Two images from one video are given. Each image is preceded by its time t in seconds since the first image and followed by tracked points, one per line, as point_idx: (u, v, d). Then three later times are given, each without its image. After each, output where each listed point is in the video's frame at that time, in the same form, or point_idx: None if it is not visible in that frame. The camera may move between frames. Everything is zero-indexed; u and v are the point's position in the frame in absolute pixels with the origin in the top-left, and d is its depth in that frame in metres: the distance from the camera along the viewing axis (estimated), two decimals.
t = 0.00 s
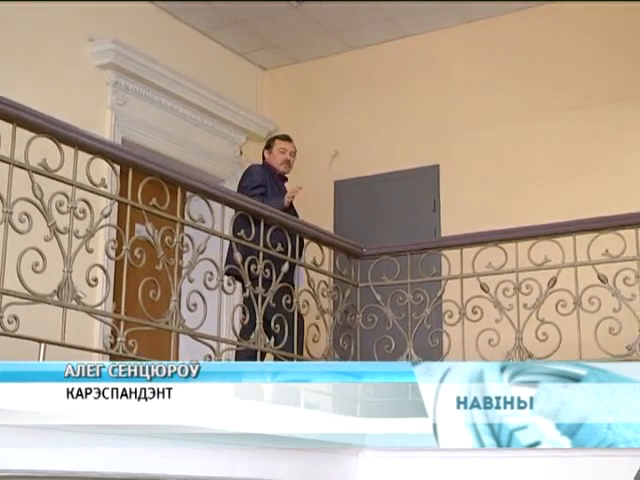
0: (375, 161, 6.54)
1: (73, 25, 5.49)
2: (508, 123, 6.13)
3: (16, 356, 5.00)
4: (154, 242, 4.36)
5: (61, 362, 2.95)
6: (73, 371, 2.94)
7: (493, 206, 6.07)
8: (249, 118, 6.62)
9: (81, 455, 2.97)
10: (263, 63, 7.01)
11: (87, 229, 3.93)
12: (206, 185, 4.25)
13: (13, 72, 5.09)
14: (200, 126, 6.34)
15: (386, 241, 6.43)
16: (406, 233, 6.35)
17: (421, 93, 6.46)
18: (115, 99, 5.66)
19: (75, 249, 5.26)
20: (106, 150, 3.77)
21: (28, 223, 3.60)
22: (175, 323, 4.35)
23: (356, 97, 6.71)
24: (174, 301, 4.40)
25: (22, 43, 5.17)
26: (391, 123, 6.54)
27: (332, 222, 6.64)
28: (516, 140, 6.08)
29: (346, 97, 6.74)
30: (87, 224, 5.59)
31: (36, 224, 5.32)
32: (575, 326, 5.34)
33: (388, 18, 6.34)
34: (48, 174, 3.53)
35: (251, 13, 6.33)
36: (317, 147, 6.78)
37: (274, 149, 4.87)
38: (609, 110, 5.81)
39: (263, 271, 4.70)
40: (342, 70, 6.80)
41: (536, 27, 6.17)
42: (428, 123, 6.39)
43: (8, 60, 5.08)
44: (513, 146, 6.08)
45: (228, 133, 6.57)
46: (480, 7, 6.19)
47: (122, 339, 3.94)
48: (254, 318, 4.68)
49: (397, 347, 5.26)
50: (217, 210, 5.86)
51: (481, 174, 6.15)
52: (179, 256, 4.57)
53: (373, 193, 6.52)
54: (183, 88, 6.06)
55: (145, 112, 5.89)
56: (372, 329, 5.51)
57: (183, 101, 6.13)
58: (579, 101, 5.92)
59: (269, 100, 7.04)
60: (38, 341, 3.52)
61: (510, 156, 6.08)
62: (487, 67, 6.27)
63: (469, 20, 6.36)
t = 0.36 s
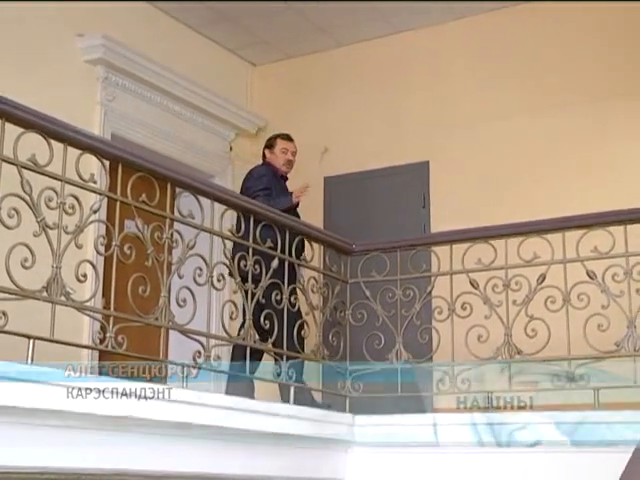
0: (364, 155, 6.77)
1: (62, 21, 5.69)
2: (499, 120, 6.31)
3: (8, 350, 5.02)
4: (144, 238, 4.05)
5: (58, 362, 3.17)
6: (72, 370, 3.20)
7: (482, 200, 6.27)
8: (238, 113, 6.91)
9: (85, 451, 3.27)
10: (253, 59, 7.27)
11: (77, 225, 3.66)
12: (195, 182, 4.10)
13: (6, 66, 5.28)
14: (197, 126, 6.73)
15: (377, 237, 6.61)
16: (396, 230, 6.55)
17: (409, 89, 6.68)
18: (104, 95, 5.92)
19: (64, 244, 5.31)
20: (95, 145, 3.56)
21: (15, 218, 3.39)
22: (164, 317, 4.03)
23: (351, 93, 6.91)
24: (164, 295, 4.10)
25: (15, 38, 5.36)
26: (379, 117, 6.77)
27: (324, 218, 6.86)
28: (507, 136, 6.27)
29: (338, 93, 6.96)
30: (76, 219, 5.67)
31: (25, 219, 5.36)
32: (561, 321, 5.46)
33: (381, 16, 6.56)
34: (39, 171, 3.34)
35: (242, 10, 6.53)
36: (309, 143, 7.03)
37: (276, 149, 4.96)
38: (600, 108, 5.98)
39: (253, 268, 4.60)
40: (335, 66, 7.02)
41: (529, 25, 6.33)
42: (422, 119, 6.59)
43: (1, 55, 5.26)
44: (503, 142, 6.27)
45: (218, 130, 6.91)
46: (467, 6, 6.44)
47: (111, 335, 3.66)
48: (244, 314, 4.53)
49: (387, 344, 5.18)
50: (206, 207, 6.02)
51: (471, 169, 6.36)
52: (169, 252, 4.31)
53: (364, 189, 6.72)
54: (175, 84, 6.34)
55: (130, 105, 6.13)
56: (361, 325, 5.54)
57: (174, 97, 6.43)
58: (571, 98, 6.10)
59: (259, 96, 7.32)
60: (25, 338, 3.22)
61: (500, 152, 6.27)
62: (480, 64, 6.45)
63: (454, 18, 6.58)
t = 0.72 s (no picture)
0: (353, 153, 6.77)
1: (50, 18, 5.72)
2: (489, 117, 6.33)
3: None
4: (133, 235, 4.01)
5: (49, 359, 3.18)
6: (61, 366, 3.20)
7: (471, 199, 6.29)
8: (227, 110, 6.92)
9: (79, 443, 3.27)
10: (242, 55, 7.28)
11: (66, 222, 3.62)
12: (184, 178, 4.07)
13: None
14: (188, 122, 6.74)
15: (366, 235, 6.60)
16: (386, 227, 6.54)
17: (398, 87, 6.70)
18: (94, 91, 5.93)
19: (53, 241, 5.33)
20: (84, 141, 3.54)
21: (4, 215, 3.38)
22: (153, 314, 4.00)
23: (342, 90, 6.92)
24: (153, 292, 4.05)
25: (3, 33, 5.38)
26: (368, 115, 6.78)
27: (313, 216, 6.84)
28: (496, 133, 6.28)
29: (328, 90, 6.97)
30: (65, 216, 5.69)
31: (14, 216, 5.37)
32: (551, 319, 5.48)
33: (368, 13, 6.58)
34: (28, 168, 3.32)
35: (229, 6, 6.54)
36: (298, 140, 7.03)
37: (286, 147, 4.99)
38: (590, 105, 6.01)
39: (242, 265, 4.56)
40: (324, 64, 7.03)
41: (520, 23, 6.35)
42: (412, 116, 6.60)
43: None
44: (492, 141, 6.30)
45: (207, 127, 6.91)
46: (455, 5, 6.47)
47: (100, 332, 3.64)
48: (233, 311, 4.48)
49: (376, 342, 5.15)
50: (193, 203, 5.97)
51: (460, 166, 6.37)
52: (158, 249, 4.27)
53: (353, 186, 6.73)
54: (163, 81, 6.34)
55: (119, 102, 6.13)
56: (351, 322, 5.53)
57: (163, 94, 6.43)
58: (561, 96, 6.12)
59: (249, 93, 7.32)
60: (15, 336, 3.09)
61: (490, 150, 6.29)
62: (470, 61, 6.46)
63: (442, 16, 6.61)
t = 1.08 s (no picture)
0: (339, 151, 6.78)
1: (35, 14, 5.70)
2: (489, 117, 6.30)
3: None
4: (118, 232, 3.99)
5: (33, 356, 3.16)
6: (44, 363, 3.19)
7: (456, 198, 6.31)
8: (212, 108, 6.91)
9: (64, 441, 3.26)
10: (228, 54, 7.28)
11: (50, 220, 3.61)
12: (171, 176, 4.06)
13: None
14: (174, 120, 6.74)
15: (351, 233, 6.60)
16: (370, 226, 6.55)
17: (384, 86, 6.71)
18: (79, 88, 5.91)
19: (38, 239, 5.32)
20: (69, 138, 3.53)
21: None
22: (138, 312, 3.98)
23: (328, 89, 6.92)
24: (138, 290, 4.03)
25: None
26: (354, 114, 6.78)
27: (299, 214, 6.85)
28: (482, 132, 6.31)
29: (314, 88, 6.97)
30: (50, 213, 5.68)
31: None
32: (535, 317, 5.50)
33: (354, 12, 6.59)
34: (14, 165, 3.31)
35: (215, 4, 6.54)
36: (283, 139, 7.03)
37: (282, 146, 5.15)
38: (576, 105, 6.04)
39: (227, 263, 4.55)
40: (309, 62, 7.04)
41: (506, 23, 6.37)
42: (397, 115, 6.62)
43: None
44: (477, 140, 6.31)
45: (192, 125, 6.90)
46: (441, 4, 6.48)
47: (84, 330, 3.62)
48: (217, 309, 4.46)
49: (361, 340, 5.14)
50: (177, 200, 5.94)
51: (446, 164, 6.39)
52: (143, 247, 4.25)
53: (338, 184, 6.73)
54: (148, 78, 6.33)
55: (105, 99, 6.12)
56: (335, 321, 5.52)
57: (148, 91, 6.41)
58: (547, 95, 6.14)
59: (234, 91, 7.32)
60: None
61: (475, 149, 6.31)
62: (456, 61, 6.48)
63: (427, 15, 6.63)
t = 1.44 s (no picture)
0: (321, 149, 6.78)
1: (16, 10, 5.67)
2: (490, 117, 6.26)
3: None
4: (99, 229, 3.97)
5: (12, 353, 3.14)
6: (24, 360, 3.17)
7: (437, 196, 6.32)
8: (194, 106, 6.90)
9: (43, 439, 3.25)
10: (209, 51, 7.27)
11: (31, 216, 3.58)
12: (154, 174, 4.05)
13: None
14: (156, 117, 6.72)
15: (333, 232, 6.59)
16: (352, 224, 6.54)
17: (366, 84, 6.71)
18: (60, 84, 5.89)
19: (17, 236, 5.30)
20: (51, 135, 3.51)
21: None
22: (119, 310, 3.97)
23: (310, 86, 6.92)
24: (118, 287, 4.01)
25: None
26: (336, 112, 6.78)
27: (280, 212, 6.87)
28: (463, 131, 6.33)
29: (296, 87, 6.97)
30: (30, 210, 5.65)
31: None
32: (516, 315, 5.53)
33: (336, 10, 6.60)
34: None
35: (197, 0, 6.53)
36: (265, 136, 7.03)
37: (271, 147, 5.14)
38: (558, 104, 6.07)
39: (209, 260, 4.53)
40: (292, 61, 7.04)
41: (488, 22, 6.39)
42: (379, 113, 6.63)
43: None
44: (459, 139, 6.33)
45: (174, 122, 6.88)
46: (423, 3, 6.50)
47: (65, 327, 3.59)
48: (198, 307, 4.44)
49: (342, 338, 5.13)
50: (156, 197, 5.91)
51: (427, 163, 6.40)
52: (124, 244, 4.23)
53: (320, 182, 6.73)
54: (129, 74, 6.31)
55: (86, 96, 6.10)
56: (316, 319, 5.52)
57: (129, 88, 6.39)
58: (531, 95, 6.17)
59: (216, 89, 7.31)
60: None
61: (456, 147, 6.33)
62: (438, 59, 6.50)
63: (409, 14, 6.64)
